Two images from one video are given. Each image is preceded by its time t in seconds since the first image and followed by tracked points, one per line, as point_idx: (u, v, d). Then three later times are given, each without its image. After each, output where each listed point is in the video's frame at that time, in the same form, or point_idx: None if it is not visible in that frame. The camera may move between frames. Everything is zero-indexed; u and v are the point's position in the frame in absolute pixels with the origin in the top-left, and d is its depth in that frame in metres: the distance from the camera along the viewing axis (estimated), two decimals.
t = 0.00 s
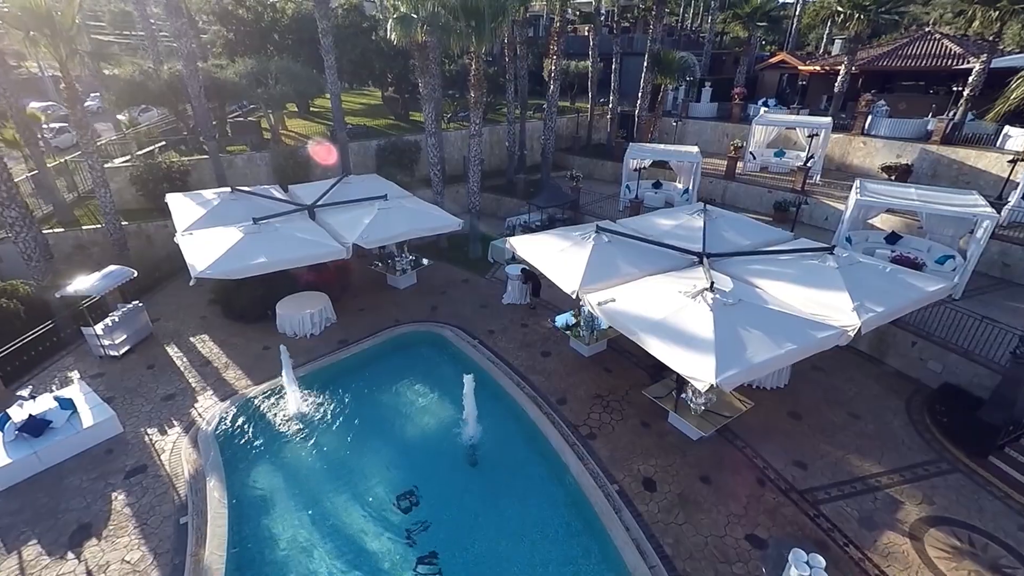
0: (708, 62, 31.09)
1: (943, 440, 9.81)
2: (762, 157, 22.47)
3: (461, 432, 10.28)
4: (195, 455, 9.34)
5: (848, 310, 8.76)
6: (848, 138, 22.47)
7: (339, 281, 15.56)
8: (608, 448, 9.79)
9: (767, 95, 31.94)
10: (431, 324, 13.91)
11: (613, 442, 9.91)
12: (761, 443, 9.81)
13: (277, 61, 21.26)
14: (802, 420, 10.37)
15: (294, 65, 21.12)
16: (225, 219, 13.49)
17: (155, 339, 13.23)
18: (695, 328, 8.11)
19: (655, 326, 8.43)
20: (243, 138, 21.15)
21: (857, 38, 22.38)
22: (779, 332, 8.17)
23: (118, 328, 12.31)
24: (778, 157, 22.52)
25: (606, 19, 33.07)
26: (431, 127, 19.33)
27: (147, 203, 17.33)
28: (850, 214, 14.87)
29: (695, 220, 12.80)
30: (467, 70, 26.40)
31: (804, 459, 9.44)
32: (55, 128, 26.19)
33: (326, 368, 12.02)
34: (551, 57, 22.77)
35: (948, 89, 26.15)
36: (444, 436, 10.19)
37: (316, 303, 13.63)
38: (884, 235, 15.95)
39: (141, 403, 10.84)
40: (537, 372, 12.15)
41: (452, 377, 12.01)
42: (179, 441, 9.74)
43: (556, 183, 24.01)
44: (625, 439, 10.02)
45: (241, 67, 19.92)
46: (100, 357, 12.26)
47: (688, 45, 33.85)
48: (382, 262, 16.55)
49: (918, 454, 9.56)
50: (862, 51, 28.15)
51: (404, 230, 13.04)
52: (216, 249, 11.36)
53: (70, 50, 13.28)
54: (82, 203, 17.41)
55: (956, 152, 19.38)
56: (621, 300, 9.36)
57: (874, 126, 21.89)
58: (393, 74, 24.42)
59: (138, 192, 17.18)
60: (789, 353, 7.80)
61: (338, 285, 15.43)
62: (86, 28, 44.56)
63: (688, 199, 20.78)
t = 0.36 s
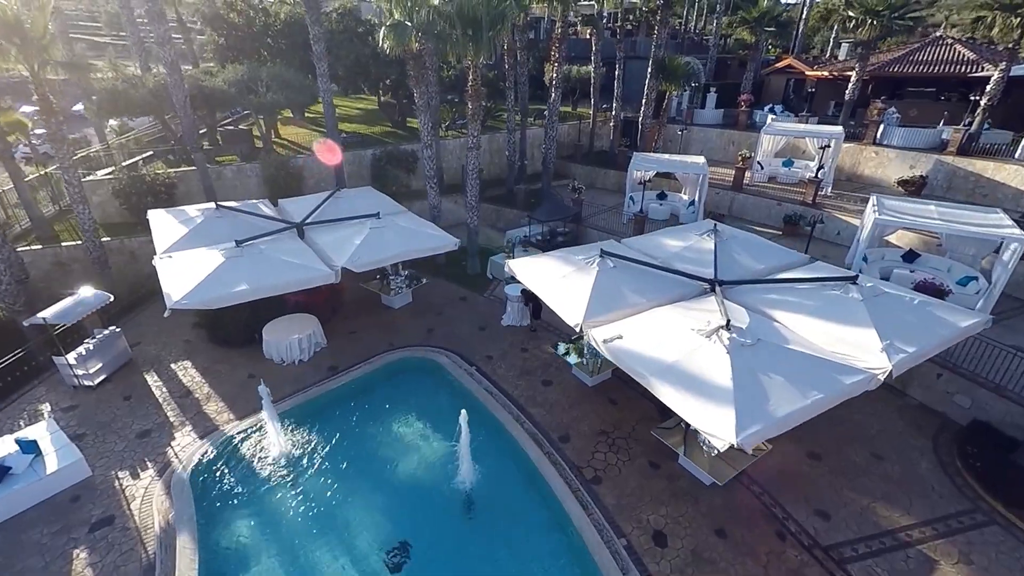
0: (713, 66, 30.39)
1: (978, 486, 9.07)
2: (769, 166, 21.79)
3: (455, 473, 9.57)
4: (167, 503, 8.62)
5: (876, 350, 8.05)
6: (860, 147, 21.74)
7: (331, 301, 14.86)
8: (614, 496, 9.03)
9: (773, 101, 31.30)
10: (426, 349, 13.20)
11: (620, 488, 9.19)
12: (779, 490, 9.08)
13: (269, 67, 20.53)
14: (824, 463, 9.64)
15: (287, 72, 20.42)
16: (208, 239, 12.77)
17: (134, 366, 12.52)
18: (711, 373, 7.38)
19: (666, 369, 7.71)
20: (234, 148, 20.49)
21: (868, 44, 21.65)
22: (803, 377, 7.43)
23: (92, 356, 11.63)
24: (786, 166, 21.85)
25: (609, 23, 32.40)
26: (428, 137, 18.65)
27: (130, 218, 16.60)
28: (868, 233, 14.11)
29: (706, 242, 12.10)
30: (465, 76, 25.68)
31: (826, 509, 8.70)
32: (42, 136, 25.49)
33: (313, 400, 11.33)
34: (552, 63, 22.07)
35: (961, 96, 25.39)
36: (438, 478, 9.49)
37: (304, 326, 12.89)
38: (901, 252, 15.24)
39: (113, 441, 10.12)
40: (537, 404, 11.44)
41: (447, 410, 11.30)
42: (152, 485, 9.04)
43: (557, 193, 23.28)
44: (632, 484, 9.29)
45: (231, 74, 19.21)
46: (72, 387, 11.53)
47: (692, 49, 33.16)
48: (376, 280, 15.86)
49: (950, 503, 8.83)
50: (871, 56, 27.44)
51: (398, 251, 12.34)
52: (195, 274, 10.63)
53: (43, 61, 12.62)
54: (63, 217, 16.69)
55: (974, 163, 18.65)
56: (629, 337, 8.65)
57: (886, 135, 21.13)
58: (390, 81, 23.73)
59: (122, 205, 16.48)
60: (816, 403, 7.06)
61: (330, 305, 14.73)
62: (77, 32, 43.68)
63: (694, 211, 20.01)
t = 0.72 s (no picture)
0: (718, 71, 29.64)
1: (1017, 540, 8.33)
2: (777, 176, 21.04)
3: (447, 524, 8.81)
4: (130, 563, 7.87)
5: (911, 399, 7.28)
6: (871, 158, 20.88)
7: (319, 323, 14.11)
8: (620, 552, 8.29)
9: (778, 106, 30.56)
10: (419, 379, 12.46)
11: (626, 542, 8.44)
12: (801, 545, 8.33)
13: (259, 74, 19.77)
14: (847, 512, 8.90)
15: (277, 80, 19.66)
16: (188, 262, 12.03)
17: (107, 397, 11.75)
18: (729, 430, 6.64)
19: (679, 423, 6.96)
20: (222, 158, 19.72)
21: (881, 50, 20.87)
22: (832, 434, 6.67)
23: (59, 390, 10.99)
24: (794, 176, 21.16)
25: (610, 27, 31.65)
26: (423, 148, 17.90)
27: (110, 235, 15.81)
28: (888, 258, 13.30)
29: (717, 266, 11.35)
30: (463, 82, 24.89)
31: (853, 569, 7.95)
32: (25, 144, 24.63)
33: (297, 437, 10.59)
34: (553, 70, 21.30)
35: (973, 102, 24.59)
36: (428, 529, 8.74)
37: (289, 354, 12.13)
38: (919, 271, 14.48)
39: (77, 487, 9.33)
40: (537, 441, 10.68)
41: (440, 448, 10.55)
42: (116, 541, 8.28)
43: (557, 204, 22.52)
44: (640, 537, 8.53)
45: (218, 82, 18.43)
46: (38, 423, 10.82)
47: (695, 53, 32.43)
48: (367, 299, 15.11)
49: (987, 561, 8.09)
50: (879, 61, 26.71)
51: (389, 276, 11.61)
52: (168, 304, 9.89)
53: (12, 72, 11.87)
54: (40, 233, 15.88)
55: (992, 176, 17.91)
56: (636, 381, 7.91)
57: (899, 145, 20.28)
58: (385, 87, 22.95)
59: (101, 221, 15.68)
60: (849, 466, 6.32)
61: (318, 328, 13.98)
62: (65, 33, 42.55)
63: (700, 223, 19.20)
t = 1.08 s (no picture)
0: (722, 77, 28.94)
1: None
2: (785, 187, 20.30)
3: None
4: None
5: (956, 458, 6.52)
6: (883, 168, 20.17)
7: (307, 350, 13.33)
8: None
9: (783, 112, 29.90)
10: (411, 413, 11.69)
11: None
12: None
13: (247, 82, 18.98)
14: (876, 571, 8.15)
15: (266, 88, 18.86)
16: (164, 289, 11.25)
17: (76, 435, 10.93)
18: (754, 501, 5.89)
19: (696, 490, 6.20)
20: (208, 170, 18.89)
21: (891, 58, 20.20)
22: (870, 504, 5.91)
23: (21, 430, 10.19)
24: (802, 187, 20.47)
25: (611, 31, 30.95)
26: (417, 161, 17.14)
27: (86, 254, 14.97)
28: (908, 284, 12.25)
29: (729, 293, 10.62)
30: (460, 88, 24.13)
31: None
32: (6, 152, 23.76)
33: (278, 481, 9.84)
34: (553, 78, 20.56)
35: (984, 109, 23.82)
36: None
37: (272, 389, 11.32)
38: (940, 292, 13.74)
39: (35, 544, 8.53)
40: (537, 485, 9.91)
41: (432, 492, 9.76)
42: None
43: (557, 216, 21.78)
44: None
45: (203, 91, 17.63)
46: None
47: (698, 58, 31.75)
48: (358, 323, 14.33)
49: None
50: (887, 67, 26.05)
51: (379, 304, 10.84)
52: (136, 340, 9.14)
53: None
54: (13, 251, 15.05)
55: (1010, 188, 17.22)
56: (647, 436, 7.16)
57: (913, 156, 19.54)
58: (379, 95, 22.17)
59: (77, 240, 14.85)
60: (893, 544, 5.56)
61: (305, 355, 13.20)
62: (53, 35, 41.44)
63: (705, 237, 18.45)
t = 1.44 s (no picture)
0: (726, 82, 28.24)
1: None
2: (793, 199, 19.62)
3: None
4: None
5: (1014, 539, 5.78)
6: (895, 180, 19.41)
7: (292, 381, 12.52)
8: None
9: (788, 118, 29.29)
10: (402, 452, 10.91)
11: None
12: None
13: (233, 91, 18.16)
14: None
15: (253, 97, 18.05)
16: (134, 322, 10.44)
17: (35, 479, 10.07)
18: None
19: None
20: (192, 183, 18.05)
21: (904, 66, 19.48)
22: None
23: None
24: (810, 199, 19.60)
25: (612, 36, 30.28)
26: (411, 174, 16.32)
27: (57, 275, 14.09)
28: (936, 305, 11.36)
29: (744, 326, 9.84)
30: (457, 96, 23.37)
31: None
32: None
33: (254, 536, 9.03)
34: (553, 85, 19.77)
35: (997, 116, 23.26)
36: None
37: (252, 427, 10.48)
38: (962, 317, 12.99)
39: None
40: (537, 537, 9.12)
41: (423, 547, 8.95)
42: None
43: (556, 229, 21.03)
44: None
45: (186, 102, 16.81)
46: None
47: (701, 63, 31.11)
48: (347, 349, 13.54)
49: None
50: (896, 73, 25.39)
51: (366, 339, 10.06)
52: (96, 387, 8.31)
53: None
54: None
55: None
56: (663, 506, 6.39)
57: (925, 168, 18.82)
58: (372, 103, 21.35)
59: (46, 260, 13.96)
60: None
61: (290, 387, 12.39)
62: (38, 36, 40.18)
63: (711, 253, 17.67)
